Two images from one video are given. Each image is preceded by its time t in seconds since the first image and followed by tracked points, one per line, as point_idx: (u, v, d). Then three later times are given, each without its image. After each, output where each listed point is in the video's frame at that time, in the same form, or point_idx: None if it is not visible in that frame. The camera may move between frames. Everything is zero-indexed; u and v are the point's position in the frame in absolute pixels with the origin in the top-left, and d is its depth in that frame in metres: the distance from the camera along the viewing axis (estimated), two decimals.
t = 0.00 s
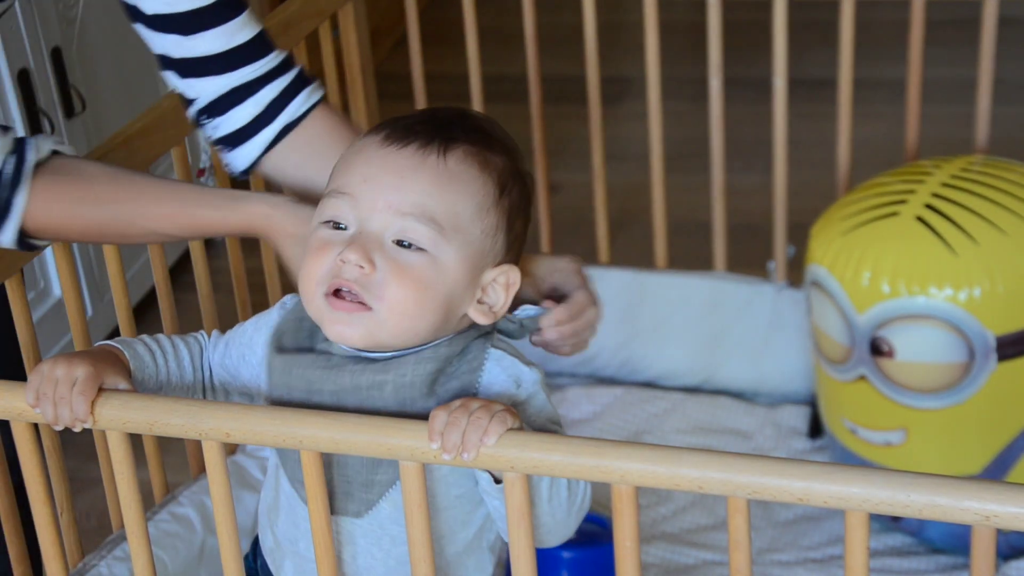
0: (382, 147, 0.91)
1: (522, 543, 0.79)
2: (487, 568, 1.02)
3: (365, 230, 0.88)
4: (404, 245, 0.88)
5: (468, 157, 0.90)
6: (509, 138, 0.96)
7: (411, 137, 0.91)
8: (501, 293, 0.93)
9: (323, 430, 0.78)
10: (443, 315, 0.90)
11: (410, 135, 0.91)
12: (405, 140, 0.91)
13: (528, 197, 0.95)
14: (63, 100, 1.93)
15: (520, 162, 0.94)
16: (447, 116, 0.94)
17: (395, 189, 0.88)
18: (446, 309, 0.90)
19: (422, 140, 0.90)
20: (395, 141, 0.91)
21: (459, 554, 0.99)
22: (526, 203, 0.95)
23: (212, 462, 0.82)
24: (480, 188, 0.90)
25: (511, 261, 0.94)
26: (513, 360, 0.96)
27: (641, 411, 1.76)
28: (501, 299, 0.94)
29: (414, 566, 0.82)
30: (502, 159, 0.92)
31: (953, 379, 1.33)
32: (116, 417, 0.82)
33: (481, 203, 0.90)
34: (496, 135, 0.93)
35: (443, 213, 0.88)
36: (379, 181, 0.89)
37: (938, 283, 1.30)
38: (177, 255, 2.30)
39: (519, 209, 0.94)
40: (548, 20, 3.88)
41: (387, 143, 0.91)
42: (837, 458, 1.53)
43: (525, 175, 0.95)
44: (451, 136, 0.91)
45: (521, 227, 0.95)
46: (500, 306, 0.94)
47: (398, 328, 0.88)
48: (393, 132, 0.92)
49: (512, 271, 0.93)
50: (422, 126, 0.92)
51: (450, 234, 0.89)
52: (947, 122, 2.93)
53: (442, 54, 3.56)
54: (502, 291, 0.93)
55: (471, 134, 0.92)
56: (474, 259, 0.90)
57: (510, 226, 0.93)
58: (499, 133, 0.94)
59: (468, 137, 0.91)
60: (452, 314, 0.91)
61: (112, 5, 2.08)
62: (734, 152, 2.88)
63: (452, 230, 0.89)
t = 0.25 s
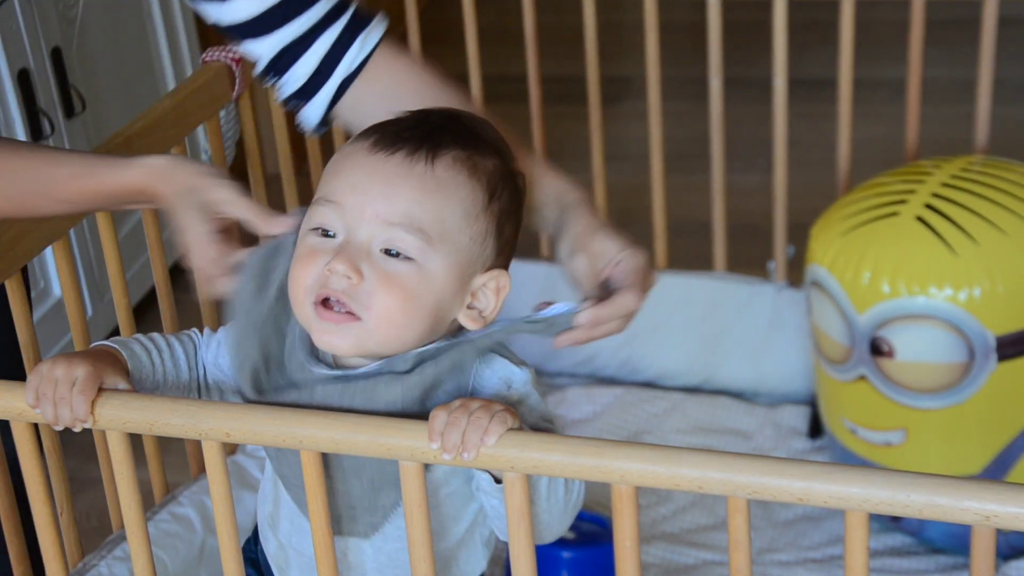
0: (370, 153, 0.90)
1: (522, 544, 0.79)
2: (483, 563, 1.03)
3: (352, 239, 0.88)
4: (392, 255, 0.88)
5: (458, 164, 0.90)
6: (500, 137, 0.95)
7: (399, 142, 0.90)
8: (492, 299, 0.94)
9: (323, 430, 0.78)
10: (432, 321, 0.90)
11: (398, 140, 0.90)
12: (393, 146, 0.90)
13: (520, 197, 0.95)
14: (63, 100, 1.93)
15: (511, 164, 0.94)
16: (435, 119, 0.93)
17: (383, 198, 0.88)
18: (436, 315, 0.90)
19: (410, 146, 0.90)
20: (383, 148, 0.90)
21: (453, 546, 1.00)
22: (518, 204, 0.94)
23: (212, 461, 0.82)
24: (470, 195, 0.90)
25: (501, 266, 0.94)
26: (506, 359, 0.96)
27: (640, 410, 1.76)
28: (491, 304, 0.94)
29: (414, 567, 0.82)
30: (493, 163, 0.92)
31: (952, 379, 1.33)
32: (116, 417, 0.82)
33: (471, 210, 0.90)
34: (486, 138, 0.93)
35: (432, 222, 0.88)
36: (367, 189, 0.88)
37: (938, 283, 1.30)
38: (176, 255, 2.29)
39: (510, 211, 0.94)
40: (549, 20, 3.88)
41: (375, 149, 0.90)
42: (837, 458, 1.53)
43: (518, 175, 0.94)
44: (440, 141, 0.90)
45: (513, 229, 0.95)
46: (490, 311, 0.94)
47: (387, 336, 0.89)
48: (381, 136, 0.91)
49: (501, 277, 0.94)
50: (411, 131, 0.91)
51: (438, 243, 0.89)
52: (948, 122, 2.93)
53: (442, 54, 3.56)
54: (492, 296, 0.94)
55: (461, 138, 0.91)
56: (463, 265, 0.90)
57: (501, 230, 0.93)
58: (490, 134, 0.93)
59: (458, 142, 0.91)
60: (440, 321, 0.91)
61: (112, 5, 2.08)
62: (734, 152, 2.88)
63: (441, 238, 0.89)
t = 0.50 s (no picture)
0: (365, 174, 0.91)
1: (522, 543, 0.79)
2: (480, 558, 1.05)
3: (354, 262, 0.90)
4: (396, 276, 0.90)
5: (454, 178, 0.91)
6: (493, 133, 0.95)
7: (394, 160, 0.91)
8: (497, 300, 0.96)
9: (324, 430, 0.78)
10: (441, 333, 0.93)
11: (391, 158, 0.91)
12: (387, 165, 0.91)
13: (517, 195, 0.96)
14: (63, 101, 1.93)
15: (507, 162, 0.95)
16: (427, 128, 0.93)
17: (382, 221, 0.89)
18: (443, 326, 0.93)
19: (405, 164, 0.90)
20: (377, 167, 0.91)
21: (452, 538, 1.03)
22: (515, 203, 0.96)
23: (212, 461, 0.82)
24: (468, 208, 0.91)
25: (504, 267, 0.96)
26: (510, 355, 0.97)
27: (640, 410, 1.76)
28: (495, 302, 0.97)
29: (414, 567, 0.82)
30: (488, 170, 0.92)
31: (952, 379, 1.33)
32: (116, 417, 0.82)
33: (471, 223, 0.91)
34: (478, 142, 0.93)
35: (433, 241, 0.90)
36: (365, 212, 0.90)
37: (938, 283, 1.30)
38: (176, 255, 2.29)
39: (509, 212, 0.95)
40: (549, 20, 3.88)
41: (370, 169, 0.91)
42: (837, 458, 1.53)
43: (514, 171, 0.95)
44: (434, 155, 0.91)
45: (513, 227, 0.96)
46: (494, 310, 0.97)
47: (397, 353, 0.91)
48: (374, 154, 0.92)
49: (506, 278, 0.96)
50: (404, 145, 0.92)
51: (440, 260, 0.90)
52: (948, 122, 2.93)
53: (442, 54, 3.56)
54: (497, 298, 0.97)
55: (454, 149, 0.92)
56: (466, 277, 0.92)
57: (502, 233, 0.94)
58: (482, 134, 0.94)
59: (450, 154, 0.91)
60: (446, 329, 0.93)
61: (112, 5, 2.08)
62: (734, 152, 2.88)
63: (443, 255, 0.90)
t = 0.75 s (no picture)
0: (370, 176, 0.92)
1: (522, 543, 0.79)
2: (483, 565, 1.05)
3: (366, 262, 0.90)
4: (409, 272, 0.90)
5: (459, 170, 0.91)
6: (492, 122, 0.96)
7: (398, 159, 0.91)
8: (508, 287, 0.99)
9: (322, 431, 0.77)
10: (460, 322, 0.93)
11: (394, 158, 0.92)
12: (392, 164, 0.91)
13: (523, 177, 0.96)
14: (63, 101, 1.93)
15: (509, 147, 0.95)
16: (428, 124, 0.94)
17: (391, 220, 0.90)
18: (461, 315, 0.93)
19: (409, 161, 0.91)
20: (381, 167, 0.92)
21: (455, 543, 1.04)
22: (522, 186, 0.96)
23: (212, 461, 0.82)
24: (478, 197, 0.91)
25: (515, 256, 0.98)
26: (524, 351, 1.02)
27: (640, 410, 1.76)
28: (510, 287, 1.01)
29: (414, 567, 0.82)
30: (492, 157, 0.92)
31: (952, 379, 1.33)
32: (115, 417, 0.82)
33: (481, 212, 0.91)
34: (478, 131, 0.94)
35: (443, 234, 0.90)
36: (373, 211, 0.90)
37: (938, 283, 1.30)
38: (177, 255, 2.29)
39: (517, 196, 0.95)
40: (549, 20, 3.88)
41: (374, 170, 0.92)
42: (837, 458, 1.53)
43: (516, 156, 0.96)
44: (437, 150, 0.92)
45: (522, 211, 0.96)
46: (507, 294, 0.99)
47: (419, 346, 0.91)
48: (376, 155, 0.93)
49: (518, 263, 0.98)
50: (406, 143, 0.92)
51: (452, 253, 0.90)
52: (948, 122, 2.93)
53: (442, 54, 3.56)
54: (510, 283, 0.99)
55: (454, 141, 0.92)
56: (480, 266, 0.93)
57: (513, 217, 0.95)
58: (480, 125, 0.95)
59: (452, 147, 0.92)
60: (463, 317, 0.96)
61: (111, 6, 2.08)
62: (734, 152, 2.88)
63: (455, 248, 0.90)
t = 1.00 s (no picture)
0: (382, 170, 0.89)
1: (522, 544, 0.79)
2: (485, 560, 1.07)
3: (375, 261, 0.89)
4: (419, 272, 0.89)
5: (471, 167, 0.89)
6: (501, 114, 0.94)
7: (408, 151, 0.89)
8: (518, 279, 0.98)
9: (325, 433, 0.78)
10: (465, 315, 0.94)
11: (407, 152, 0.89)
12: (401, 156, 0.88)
13: (529, 170, 0.95)
14: (63, 101, 1.93)
15: (517, 139, 0.94)
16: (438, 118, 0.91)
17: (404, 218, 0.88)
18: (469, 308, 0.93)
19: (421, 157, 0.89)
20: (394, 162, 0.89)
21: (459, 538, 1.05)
22: (529, 179, 0.95)
23: (212, 460, 0.82)
24: (489, 194, 0.90)
25: (525, 246, 0.98)
26: (530, 348, 1.02)
27: (640, 410, 1.76)
28: (519, 281, 0.99)
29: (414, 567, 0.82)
30: (503, 153, 0.91)
31: (952, 379, 1.33)
32: (116, 416, 0.81)
33: (493, 207, 0.90)
34: (488, 124, 0.92)
35: (452, 233, 0.89)
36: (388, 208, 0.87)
37: (938, 283, 1.30)
38: (176, 255, 2.29)
39: (524, 191, 0.94)
40: (549, 20, 3.88)
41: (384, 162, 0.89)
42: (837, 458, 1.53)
43: (525, 149, 0.95)
44: (450, 144, 0.89)
45: (527, 204, 0.96)
46: (516, 290, 0.99)
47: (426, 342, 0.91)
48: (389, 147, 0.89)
49: (529, 255, 0.98)
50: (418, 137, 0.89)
51: (462, 252, 0.90)
52: (947, 122, 2.94)
53: (442, 54, 3.56)
54: (520, 274, 0.98)
55: (466, 136, 0.90)
56: (489, 261, 0.92)
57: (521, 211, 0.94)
58: (490, 117, 0.93)
59: (463, 143, 0.89)
60: (470, 311, 0.95)
61: (111, 5, 2.08)
62: (734, 152, 2.88)
63: (464, 247, 0.90)
